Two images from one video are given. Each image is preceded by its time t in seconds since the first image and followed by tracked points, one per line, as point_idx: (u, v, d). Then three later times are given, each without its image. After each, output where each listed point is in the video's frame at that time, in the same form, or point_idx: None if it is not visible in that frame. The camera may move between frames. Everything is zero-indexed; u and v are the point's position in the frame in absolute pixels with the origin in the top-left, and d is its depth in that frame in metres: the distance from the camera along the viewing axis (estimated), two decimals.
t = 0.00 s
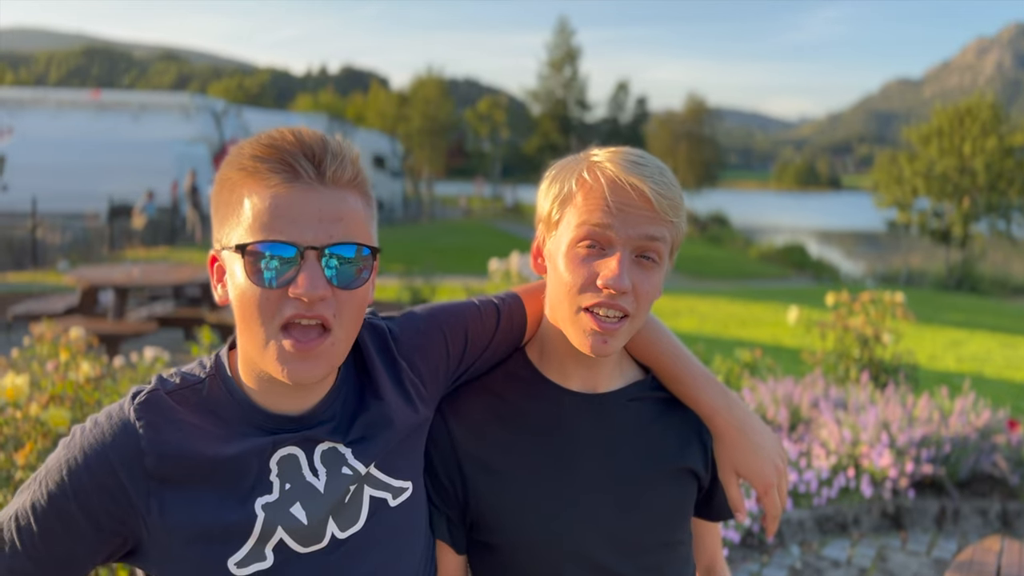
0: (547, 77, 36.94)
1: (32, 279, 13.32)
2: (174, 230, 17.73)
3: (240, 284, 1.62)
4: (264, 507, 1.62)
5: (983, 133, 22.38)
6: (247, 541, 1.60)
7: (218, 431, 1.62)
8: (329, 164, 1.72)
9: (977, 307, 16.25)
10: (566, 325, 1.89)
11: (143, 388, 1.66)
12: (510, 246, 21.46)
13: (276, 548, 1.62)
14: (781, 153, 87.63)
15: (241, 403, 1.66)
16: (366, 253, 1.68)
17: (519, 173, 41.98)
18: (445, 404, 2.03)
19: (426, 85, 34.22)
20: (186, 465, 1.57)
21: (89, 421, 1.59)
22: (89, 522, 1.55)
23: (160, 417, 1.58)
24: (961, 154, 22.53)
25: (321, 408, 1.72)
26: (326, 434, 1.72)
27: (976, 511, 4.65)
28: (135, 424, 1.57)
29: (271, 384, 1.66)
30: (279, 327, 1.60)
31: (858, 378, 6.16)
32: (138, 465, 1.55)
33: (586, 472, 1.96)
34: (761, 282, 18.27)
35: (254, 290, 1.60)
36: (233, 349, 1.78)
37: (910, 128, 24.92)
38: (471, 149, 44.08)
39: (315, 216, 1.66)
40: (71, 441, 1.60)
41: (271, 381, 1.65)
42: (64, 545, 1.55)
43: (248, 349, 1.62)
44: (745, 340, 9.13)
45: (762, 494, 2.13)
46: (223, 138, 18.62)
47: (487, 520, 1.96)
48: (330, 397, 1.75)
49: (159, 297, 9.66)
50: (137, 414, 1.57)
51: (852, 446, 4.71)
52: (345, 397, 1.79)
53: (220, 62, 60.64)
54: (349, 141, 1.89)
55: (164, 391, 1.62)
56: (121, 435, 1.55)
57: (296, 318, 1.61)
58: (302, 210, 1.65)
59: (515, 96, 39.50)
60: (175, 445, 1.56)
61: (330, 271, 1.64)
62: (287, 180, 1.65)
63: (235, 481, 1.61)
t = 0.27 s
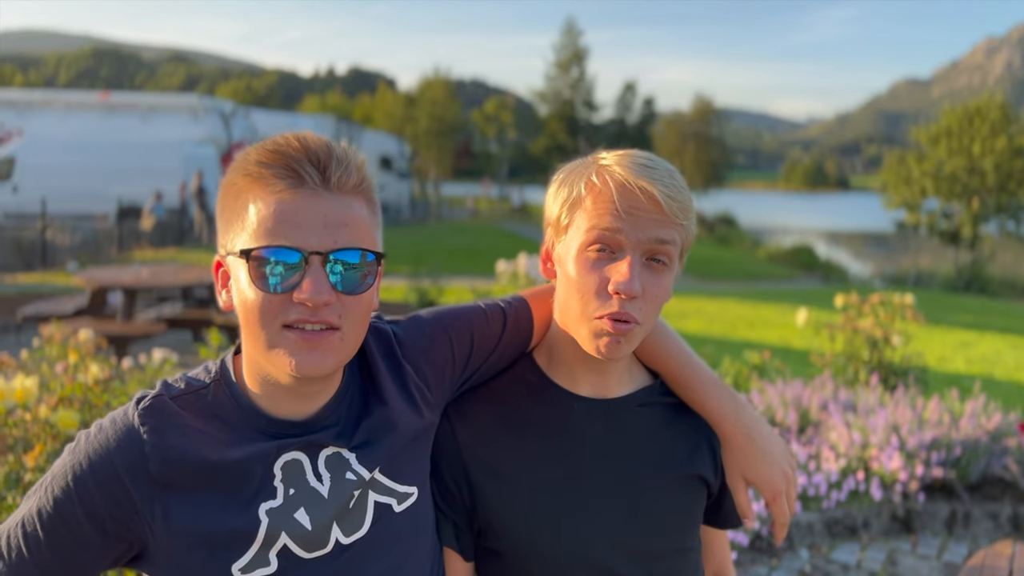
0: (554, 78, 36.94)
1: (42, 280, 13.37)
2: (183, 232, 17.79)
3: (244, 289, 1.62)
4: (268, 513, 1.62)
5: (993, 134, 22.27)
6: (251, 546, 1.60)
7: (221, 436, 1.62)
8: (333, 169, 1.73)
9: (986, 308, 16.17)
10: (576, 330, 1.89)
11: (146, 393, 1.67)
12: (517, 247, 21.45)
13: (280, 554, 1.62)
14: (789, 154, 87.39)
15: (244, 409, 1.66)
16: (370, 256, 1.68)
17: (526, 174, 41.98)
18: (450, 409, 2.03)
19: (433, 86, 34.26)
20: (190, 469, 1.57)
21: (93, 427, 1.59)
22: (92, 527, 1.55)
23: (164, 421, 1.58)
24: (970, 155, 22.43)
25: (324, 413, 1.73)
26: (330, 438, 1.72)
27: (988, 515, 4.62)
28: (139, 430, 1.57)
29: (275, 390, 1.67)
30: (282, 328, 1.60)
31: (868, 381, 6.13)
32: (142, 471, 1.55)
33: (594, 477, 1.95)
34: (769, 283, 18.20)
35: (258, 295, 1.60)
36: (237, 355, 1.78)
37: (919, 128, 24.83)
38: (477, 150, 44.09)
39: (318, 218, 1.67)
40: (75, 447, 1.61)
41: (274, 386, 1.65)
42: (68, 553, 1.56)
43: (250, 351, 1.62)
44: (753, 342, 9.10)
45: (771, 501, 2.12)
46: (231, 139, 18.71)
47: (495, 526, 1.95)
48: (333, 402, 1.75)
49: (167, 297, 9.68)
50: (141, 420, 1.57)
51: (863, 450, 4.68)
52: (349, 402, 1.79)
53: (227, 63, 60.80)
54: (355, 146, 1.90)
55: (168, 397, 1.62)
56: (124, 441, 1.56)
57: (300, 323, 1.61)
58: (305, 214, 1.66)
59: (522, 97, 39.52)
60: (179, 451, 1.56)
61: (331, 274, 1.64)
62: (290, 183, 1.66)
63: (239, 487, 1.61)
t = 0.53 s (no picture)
0: (562, 78, 36.91)
1: (53, 281, 13.45)
2: (192, 233, 17.85)
3: (238, 290, 1.65)
4: (266, 515, 1.66)
5: (1004, 134, 22.13)
6: (250, 548, 1.64)
7: (217, 438, 1.66)
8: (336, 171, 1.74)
9: (997, 309, 16.06)
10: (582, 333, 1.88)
11: (144, 397, 1.71)
12: (526, 248, 21.44)
13: (278, 557, 1.65)
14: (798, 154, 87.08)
15: (241, 411, 1.71)
16: (364, 256, 1.71)
17: (534, 175, 41.98)
18: (452, 410, 2.05)
19: (442, 87, 34.29)
20: (186, 471, 1.61)
21: (92, 431, 1.64)
22: (91, 529, 1.59)
23: (160, 425, 1.62)
24: (981, 155, 22.29)
25: (320, 414, 1.76)
26: (326, 439, 1.75)
27: (1001, 517, 4.59)
28: (136, 433, 1.61)
29: (271, 390, 1.71)
30: (276, 328, 1.63)
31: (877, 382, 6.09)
32: (140, 474, 1.59)
33: (596, 478, 1.96)
34: (778, 284, 18.12)
35: (252, 296, 1.63)
36: (234, 358, 1.83)
37: (929, 128, 24.69)
38: (486, 150, 44.11)
39: (321, 221, 1.68)
40: (74, 451, 1.65)
41: (271, 387, 1.70)
42: (70, 556, 1.60)
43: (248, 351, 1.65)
44: (762, 343, 9.06)
45: (775, 504, 2.10)
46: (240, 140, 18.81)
47: (497, 529, 1.96)
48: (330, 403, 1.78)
49: (176, 298, 9.73)
50: (138, 424, 1.62)
51: (872, 451, 4.66)
52: (346, 403, 1.82)
53: (237, 65, 61.04)
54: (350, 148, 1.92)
55: (165, 400, 1.66)
56: (122, 443, 1.60)
57: (294, 324, 1.64)
58: (303, 215, 1.68)
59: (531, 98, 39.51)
60: (175, 453, 1.60)
61: (326, 274, 1.67)
62: (286, 186, 1.68)
63: (237, 490, 1.65)
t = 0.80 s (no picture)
0: (571, 79, 36.88)
1: (64, 282, 13.52)
2: (202, 234, 17.92)
3: (241, 292, 1.65)
4: (268, 519, 1.65)
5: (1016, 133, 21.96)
6: (253, 552, 1.63)
7: (220, 440, 1.66)
8: (332, 168, 1.74)
9: (1009, 309, 15.96)
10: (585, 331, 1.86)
11: (147, 398, 1.70)
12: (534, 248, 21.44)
13: (280, 560, 1.65)
14: (809, 154, 86.76)
15: (245, 414, 1.70)
16: (368, 258, 1.70)
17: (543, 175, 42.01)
18: (457, 411, 2.04)
19: (450, 88, 34.34)
20: (188, 472, 1.61)
21: (95, 432, 1.64)
22: (92, 531, 1.59)
23: (161, 427, 1.62)
24: (992, 154, 22.15)
25: (324, 416, 1.76)
26: (329, 442, 1.75)
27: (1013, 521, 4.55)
28: (138, 435, 1.61)
29: (274, 392, 1.70)
30: (279, 331, 1.63)
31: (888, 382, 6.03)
32: (142, 478, 1.59)
33: (601, 482, 1.95)
34: (787, 284, 18.03)
35: (255, 297, 1.63)
36: (238, 360, 1.83)
37: (940, 127, 24.55)
38: (495, 151, 44.10)
39: (317, 219, 1.68)
40: (76, 453, 1.65)
41: (273, 390, 1.70)
42: (69, 558, 1.60)
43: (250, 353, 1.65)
44: (772, 344, 9.02)
45: (781, 507, 2.07)
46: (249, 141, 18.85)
47: (500, 533, 1.95)
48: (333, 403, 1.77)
49: (186, 299, 9.78)
50: (141, 426, 1.61)
51: (883, 453, 4.63)
52: (350, 403, 1.82)
53: (247, 67, 61.25)
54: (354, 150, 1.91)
55: (167, 402, 1.66)
56: (125, 445, 1.60)
57: (295, 326, 1.63)
58: (304, 214, 1.67)
59: (539, 98, 39.53)
60: (176, 455, 1.60)
61: (328, 275, 1.66)
62: (288, 186, 1.68)
63: (239, 493, 1.65)
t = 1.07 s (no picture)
0: (580, 79, 36.89)
1: (75, 283, 13.59)
2: (212, 235, 17.99)
3: (249, 294, 1.64)
4: (275, 523, 1.65)
5: None
6: (260, 557, 1.63)
7: (227, 445, 1.65)
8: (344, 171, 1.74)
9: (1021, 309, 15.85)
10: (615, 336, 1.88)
11: (153, 403, 1.70)
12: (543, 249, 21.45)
13: (287, 564, 1.65)
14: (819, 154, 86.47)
15: (251, 417, 1.70)
16: (380, 262, 1.70)
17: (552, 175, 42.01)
18: (462, 414, 2.04)
19: (459, 89, 34.40)
20: (195, 477, 1.60)
21: (102, 436, 1.64)
22: (98, 535, 1.58)
23: (169, 432, 1.62)
24: (1005, 153, 22.02)
25: (331, 420, 1.76)
26: (336, 446, 1.74)
27: None
28: (144, 439, 1.60)
29: (280, 395, 1.70)
30: (288, 334, 1.62)
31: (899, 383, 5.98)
32: (150, 482, 1.59)
33: (608, 485, 1.94)
34: (797, 285, 17.94)
35: (264, 300, 1.62)
36: (244, 363, 1.82)
37: (952, 126, 24.43)
38: (505, 151, 44.10)
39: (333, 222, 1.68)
40: (82, 457, 1.65)
41: (278, 392, 1.69)
42: (76, 562, 1.59)
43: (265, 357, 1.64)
44: (782, 344, 8.98)
45: (788, 512, 2.04)
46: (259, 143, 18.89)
47: (506, 535, 1.94)
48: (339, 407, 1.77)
49: (195, 300, 9.82)
50: (147, 430, 1.61)
51: (893, 454, 4.60)
52: (355, 405, 1.81)
53: (256, 68, 61.43)
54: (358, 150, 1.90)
55: (174, 406, 1.66)
56: (131, 450, 1.60)
57: (306, 331, 1.63)
58: (315, 217, 1.67)
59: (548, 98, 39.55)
60: (182, 460, 1.60)
61: (339, 279, 1.66)
62: (301, 188, 1.68)
63: (245, 497, 1.64)
